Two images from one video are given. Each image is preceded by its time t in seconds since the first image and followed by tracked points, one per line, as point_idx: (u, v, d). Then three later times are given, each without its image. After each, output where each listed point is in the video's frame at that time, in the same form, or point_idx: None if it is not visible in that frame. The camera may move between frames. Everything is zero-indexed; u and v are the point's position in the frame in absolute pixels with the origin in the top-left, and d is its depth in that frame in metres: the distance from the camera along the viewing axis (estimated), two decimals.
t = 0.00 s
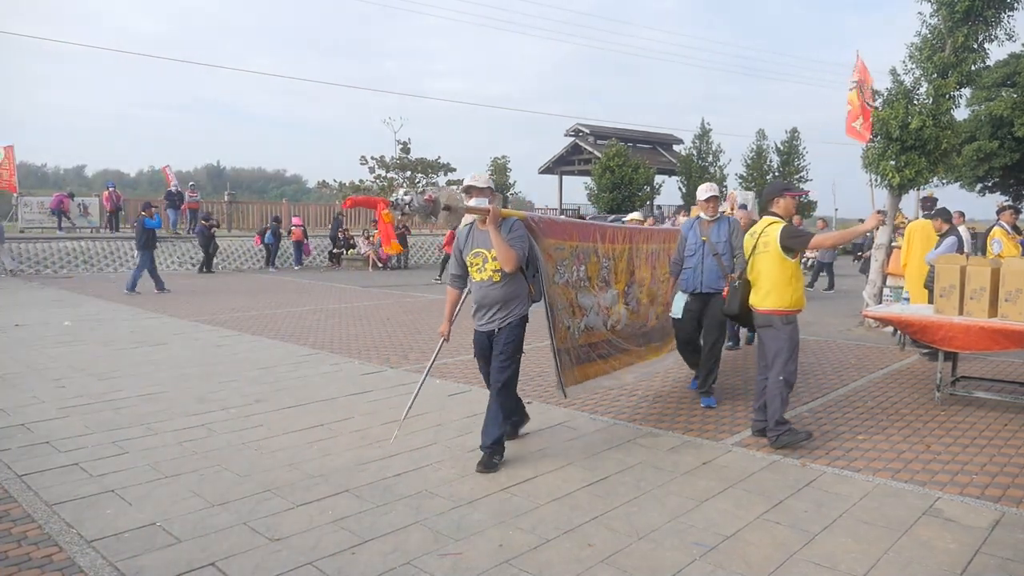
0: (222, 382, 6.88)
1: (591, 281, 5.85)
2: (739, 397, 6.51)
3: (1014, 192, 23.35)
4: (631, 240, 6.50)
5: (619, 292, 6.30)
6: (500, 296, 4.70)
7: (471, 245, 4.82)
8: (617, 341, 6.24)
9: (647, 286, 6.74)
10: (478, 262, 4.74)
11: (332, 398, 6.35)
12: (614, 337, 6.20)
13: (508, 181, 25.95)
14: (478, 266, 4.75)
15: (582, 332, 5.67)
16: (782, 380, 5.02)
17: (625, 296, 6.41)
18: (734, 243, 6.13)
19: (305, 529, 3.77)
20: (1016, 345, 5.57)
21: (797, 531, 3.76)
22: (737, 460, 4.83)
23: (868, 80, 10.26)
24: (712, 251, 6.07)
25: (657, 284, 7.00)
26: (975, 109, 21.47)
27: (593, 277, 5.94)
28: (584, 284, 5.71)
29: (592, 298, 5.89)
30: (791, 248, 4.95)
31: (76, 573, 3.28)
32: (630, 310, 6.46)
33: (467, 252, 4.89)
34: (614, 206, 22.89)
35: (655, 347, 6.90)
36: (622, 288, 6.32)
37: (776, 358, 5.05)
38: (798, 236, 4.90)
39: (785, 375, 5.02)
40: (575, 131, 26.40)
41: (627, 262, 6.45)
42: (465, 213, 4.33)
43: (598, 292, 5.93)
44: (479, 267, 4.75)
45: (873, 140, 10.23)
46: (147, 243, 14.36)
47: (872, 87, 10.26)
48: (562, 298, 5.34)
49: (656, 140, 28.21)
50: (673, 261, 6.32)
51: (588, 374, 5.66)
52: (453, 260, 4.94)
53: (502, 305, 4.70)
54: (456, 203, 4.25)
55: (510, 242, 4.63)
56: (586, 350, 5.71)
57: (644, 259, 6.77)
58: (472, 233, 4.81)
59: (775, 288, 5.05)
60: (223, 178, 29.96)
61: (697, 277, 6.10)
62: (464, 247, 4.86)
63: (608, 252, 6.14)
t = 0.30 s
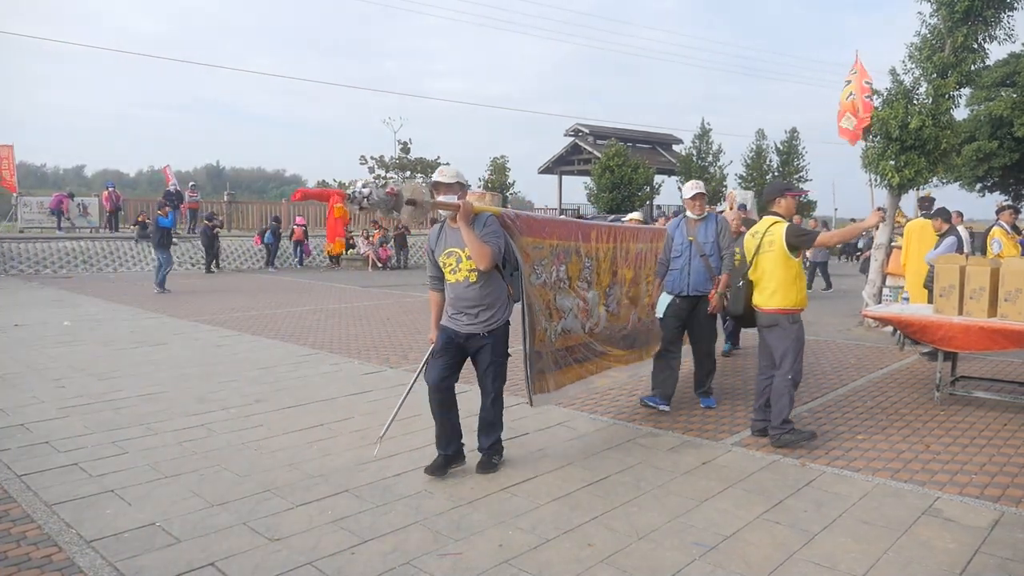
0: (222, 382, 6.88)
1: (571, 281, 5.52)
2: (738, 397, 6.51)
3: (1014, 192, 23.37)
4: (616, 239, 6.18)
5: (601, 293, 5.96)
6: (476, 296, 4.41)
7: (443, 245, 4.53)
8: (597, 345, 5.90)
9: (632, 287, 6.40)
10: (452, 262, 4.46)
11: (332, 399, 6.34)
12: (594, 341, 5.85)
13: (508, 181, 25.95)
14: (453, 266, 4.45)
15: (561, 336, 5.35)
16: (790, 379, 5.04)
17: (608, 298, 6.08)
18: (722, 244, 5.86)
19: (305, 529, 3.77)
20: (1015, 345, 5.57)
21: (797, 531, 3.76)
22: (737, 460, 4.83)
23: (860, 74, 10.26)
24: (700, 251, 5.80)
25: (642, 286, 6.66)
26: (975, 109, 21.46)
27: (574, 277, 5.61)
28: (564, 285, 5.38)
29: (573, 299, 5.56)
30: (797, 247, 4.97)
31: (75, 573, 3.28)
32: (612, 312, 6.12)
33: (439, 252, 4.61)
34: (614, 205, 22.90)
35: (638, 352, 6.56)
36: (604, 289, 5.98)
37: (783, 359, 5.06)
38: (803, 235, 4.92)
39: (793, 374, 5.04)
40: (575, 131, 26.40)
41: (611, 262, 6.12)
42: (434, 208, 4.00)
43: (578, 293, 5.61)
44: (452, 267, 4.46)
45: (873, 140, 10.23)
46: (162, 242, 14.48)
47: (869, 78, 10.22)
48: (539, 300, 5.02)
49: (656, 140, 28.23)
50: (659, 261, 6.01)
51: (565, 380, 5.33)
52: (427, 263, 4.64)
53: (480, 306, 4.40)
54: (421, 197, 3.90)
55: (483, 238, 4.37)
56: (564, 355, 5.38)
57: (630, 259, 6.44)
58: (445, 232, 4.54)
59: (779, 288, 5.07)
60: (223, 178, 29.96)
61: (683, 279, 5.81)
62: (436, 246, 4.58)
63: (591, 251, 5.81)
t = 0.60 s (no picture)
0: (222, 382, 6.89)
1: (546, 285, 5.29)
2: (738, 397, 6.52)
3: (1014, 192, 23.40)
4: (596, 240, 5.94)
5: (579, 298, 5.68)
6: (429, 307, 4.12)
7: (399, 248, 4.25)
8: (577, 352, 5.62)
9: (615, 289, 6.16)
10: (408, 267, 4.16)
11: (332, 399, 6.35)
12: (574, 349, 5.57)
13: (507, 181, 25.98)
14: (407, 272, 4.16)
15: (536, 344, 5.07)
16: (804, 376, 5.08)
17: (588, 303, 5.80)
18: (698, 245, 5.60)
19: (305, 529, 3.77)
20: (1015, 345, 5.57)
21: (797, 531, 3.76)
22: (737, 461, 4.83)
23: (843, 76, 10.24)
24: (676, 254, 5.55)
25: (627, 287, 6.41)
26: (975, 109, 21.47)
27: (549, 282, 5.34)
28: (538, 290, 5.15)
29: (547, 305, 5.28)
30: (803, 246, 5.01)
31: (76, 573, 3.28)
32: (593, 317, 5.84)
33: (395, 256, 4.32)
34: (614, 205, 22.91)
35: (624, 357, 6.33)
36: (581, 293, 5.70)
37: (796, 357, 5.07)
38: (810, 234, 4.96)
39: (806, 371, 5.07)
40: (574, 131, 26.42)
41: (591, 264, 5.88)
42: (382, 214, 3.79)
43: (553, 298, 5.35)
44: (407, 273, 4.17)
45: (872, 140, 10.23)
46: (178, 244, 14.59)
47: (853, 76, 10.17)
48: (509, 305, 4.78)
49: (656, 140, 28.24)
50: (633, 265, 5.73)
51: (543, 390, 5.07)
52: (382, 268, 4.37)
53: (432, 318, 4.12)
54: (369, 203, 3.73)
55: (442, 244, 4.10)
56: (540, 364, 5.10)
57: (613, 260, 6.19)
58: (402, 235, 4.25)
59: (787, 287, 5.10)
60: (223, 178, 29.99)
61: (660, 284, 5.55)
62: (392, 250, 4.30)
63: (568, 254, 5.58)
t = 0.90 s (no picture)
0: (222, 382, 6.89)
1: (520, 291, 5.01)
2: (739, 397, 6.52)
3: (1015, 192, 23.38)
4: (573, 244, 5.65)
5: (557, 304, 5.38)
6: (381, 315, 3.77)
7: (355, 250, 3.92)
8: (555, 362, 5.32)
9: (596, 294, 5.87)
10: (363, 270, 3.83)
11: (332, 399, 6.35)
12: (551, 358, 5.27)
13: (508, 181, 25.97)
14: (361, 276, 3.83)
15: (507, 354, 4.78)
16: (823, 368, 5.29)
17: (567, 309, 5.50)
18: (683, 245, 5.33)
19: (305, 529, 3.77)
20: (1016, 345, 5.57)
21: (797, 531, 3.76)
22: (737, 461, 4.83)
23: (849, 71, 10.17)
24: (659, 255, 5.28)
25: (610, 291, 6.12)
26: (975, 109, 21.47)
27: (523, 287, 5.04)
28: (509, 295, 4.85)
29: (520, 312, 4.98)
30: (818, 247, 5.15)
31: (76, 573, 3.28)
32: (572, 325, 5.54)
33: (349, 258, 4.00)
34: (614, 206, 22.89)
35: (609, 365, 6.05)
36: (559, 299, 5.40)
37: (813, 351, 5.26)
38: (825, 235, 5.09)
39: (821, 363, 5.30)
40: (575, 130, 26.42)
41: (568, 268, 5.57)
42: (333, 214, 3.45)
43: (527, 304, 5.05)
44: (362, 277, 3.84)
45: (873, 140, 10.23)
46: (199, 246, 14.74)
47: (856, 71, 10.20)
48: (476, 312, 4.49)
49: (656, 140, 28.23)
50: (617, 268, 5.51)
51: (513, 402, 4.81)
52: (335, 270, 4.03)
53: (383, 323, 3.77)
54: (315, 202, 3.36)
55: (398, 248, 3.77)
56: (511, 374, 4.81)
57: (592, 264, 5.90)
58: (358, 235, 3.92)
59: (799, 288, 5.23)
60: (223, 178, 29.99)
61: (645, 287, 5.29)
62: (346, 252, 3.97)
63: (541, 258, 5.25)
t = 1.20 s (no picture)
0: (222, 382, 6.89)
1: (487, 296, 4.73)
2: (739, 397, 6.52)
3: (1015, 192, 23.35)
4: (548, 247, 5.37)
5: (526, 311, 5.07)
6: (335, 321, 3.53)
7: (304, 253, 3.68)
8: (524, 371, 5.01)
9: (568, 301, 5.56)
10: (313, 273, 3.61)
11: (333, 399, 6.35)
12: (520, 367, 4.97)
13: (508, 181, 25.97)
14: (311, 279, 3.59)
15: (470, 363, 4.49)
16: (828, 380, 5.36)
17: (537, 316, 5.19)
18: (673, 251, 5.04)
19: (305, 529, 3.77)
20: (1016, 345, 5.57)
21: (797, 531, 3.76)
22: (737, 460, 4.83)
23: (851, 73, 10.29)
24: (647, 260, 4.98)
25: (588, 297, 5.84)
26: (975, 109, 21.46)
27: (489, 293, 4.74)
28: (473, 301, 4.58)
29: (486, 318, 4.69)
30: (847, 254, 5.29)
31: (76, 573, 3.28)
32: (543, 332, 5.23)
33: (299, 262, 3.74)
34: (614, 206, 22.88)
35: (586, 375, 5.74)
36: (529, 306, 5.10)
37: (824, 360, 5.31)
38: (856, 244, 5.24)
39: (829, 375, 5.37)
40: (575, 130, 26.42)
41: (539, 273, 5.26)
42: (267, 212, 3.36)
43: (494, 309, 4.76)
44: (311, 280, 3.60)
45: (873, 140, 10.24)
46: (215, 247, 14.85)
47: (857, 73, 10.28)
48: (437, 318, 4.21)
49: (657, 140, 28.19)
50: (603, 270, 5.23)
51: (480, 414, 4.52)
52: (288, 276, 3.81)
53: (340, 331, 3.54)
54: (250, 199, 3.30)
55: (348, 249, 3.50)
56: (475, 385, 4.51)
57: (568, 269, 5.63)
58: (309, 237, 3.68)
59: (821, 290, 5.31)
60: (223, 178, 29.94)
61: (630, 293, 4.99)
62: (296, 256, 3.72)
63: (510, 261, 4.96)
